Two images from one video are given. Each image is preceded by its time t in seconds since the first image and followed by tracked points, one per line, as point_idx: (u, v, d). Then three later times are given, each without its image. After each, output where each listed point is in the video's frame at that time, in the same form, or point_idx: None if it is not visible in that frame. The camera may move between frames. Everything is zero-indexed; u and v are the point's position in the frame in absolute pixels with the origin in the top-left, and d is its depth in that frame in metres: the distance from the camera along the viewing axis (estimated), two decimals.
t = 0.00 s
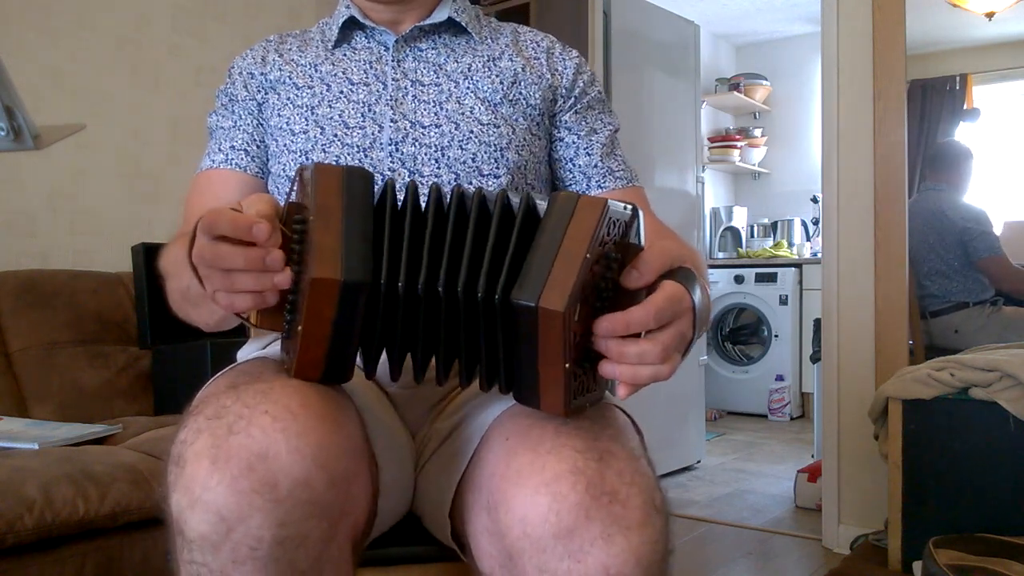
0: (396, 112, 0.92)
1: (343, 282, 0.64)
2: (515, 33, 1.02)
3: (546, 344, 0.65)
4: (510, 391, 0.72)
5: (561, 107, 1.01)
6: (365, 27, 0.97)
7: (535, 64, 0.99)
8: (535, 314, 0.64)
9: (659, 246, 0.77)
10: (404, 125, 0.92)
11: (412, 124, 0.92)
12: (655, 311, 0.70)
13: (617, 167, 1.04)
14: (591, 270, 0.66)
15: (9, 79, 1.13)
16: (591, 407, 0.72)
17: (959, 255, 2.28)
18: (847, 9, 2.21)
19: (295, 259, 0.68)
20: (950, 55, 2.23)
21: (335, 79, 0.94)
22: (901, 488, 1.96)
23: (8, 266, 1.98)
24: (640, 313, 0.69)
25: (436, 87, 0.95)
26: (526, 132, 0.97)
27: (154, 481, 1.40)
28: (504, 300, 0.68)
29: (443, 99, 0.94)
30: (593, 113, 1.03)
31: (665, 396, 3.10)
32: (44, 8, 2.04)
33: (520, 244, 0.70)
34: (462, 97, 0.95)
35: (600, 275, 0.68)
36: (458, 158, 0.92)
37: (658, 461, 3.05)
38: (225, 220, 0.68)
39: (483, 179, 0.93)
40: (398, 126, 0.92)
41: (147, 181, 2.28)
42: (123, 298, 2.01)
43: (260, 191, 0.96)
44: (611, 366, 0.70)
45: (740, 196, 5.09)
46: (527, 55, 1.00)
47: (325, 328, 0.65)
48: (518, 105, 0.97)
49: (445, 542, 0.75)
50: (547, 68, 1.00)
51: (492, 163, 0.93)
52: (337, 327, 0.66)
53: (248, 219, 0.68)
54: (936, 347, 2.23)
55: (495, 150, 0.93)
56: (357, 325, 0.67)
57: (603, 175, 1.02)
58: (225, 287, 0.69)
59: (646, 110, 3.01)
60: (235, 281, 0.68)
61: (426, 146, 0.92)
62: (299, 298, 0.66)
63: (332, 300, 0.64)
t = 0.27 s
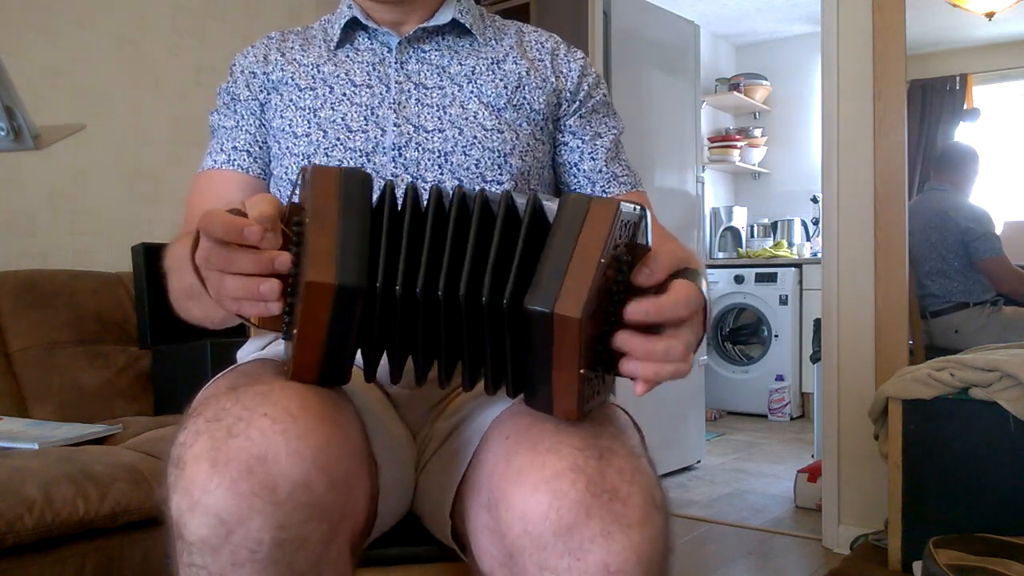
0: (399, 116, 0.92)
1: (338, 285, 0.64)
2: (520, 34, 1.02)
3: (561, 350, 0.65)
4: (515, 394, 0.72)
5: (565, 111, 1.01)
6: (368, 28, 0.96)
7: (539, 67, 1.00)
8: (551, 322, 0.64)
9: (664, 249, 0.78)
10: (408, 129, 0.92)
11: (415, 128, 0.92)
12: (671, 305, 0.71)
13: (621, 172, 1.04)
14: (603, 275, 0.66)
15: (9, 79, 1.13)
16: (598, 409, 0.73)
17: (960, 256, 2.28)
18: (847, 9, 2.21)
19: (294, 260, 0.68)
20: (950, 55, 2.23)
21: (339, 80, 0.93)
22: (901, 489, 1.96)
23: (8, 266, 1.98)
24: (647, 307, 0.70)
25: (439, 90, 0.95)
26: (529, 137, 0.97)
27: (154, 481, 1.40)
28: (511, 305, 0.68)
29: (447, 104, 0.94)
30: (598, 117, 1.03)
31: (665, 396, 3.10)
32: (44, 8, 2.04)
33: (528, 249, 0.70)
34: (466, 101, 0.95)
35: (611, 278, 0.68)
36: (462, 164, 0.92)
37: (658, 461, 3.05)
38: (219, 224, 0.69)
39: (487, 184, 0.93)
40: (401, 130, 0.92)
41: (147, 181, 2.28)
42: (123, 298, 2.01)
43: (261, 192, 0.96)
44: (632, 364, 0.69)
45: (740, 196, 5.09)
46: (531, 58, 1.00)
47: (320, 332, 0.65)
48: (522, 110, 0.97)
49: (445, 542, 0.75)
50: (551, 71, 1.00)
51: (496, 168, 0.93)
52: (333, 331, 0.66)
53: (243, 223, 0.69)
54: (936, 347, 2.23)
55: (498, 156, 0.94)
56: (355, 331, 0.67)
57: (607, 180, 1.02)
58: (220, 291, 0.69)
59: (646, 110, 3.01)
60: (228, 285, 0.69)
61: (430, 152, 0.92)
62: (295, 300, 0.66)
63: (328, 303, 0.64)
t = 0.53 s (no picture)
0: (406, 117, 0.92)
1: (342, 287, 0.64)
2: (526, 35, 1.02)
3: (554, 345, 0.65)
4: (511, 394, 0.72)
5: (571, 115, 1.01)
6: (373, 27, 0.97)
7: (545, 69, 1.00)
8: (542, 316, 0.64)
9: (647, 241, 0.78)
10: (415, 131, 0.92)
11: (422, 130, 0.92)
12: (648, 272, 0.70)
13: (624, 179, 1.05)
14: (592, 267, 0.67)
15: (9, 79, 1.13)
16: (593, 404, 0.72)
17: (960, 256, 2.28)
18: (846, 9, 2.21)
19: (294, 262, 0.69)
20: (950, 55, 2.23)
21: (344, 79, 0.94)
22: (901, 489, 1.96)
23: (8, 266, 1.99)
24: (618, 271, 0.69)
25: (446, 92, 0.95)
26: (536, 141, 0.97)
27: (154, 482, 1.40)
28: (502, 304, 0.68)
29: (454, 106, 0.94)
30: (603, 122, 1.03)
31: (665, 396, 3.10)
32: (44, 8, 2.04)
33: (516, 251, 0.71)
34: (472, 104, 0.95)
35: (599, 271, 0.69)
36: (468, 167, 0.92)
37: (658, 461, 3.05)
38: (216, 231, 0.67)
39: (493, 188, 0.93)
40: (408, 132, 0.92)
41: (147, 181, 2.28)
42: (123, 298, 2.01)
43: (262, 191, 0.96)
44: (621, 336, 0.68)
45: (740, 196, 5.09)
46: (538, 59, 1.00)
47: (323, 335, 0.65)
48: (529, 114, 0.97)
49: (446, 542, 0.75)
50: (558, 74, 1.00)
51: (502, 173, 0.93)
52: (337, 335, 0.66)
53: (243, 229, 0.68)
54: (936, 347, 2.23)
55: (505, 160, 0.94)
56: (357, 335, 0.67)
57: (612, 186, 1.03)
58: (222, 296, 0.70)
59: (646, 110, 3.01)
60: (229, 291, 0.69)
61: (436, 154, 0.92)
62: (298, 302, 0.66)
63: (332, 304, 0.64)
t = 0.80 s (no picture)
0: (405, 115, 0.92)
1: (346, 289, 0.64)
2: (526, 31, 1.02)
3: (538, 344, 0.65)
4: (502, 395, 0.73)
5: (572, 112, 1.02)
6: (373, 22, 0.97)
7: (546, 66, 1.00)
8: (526, 314, 0.64)
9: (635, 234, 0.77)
10: (414, 129, 0.92)
11: (422, 128, 0.92)
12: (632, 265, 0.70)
13: (626, 177, 1.04)
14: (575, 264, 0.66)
15: (9, 79, 1.13)
16: (584, 401, 0.72)
17: (962, 256, 2.28)
18: (846, 9, 2.21)
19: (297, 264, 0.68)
20: (950, 55, 2.23)
21: (343, 76, 0.94)
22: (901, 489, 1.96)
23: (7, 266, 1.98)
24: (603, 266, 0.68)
25: (447, 89, 0.95)
26: (536, 139, 0.97)
27: (155, 482, 1.40)
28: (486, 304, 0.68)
29: (455, 103, 0.94)
30: (604, 119, 1.03)
31: (665, 396, 3.11)
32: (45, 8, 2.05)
33: (501, 247, 0.70)
34: (473, 101, 0.95)
35: (584, 267, 0.69)
36: (468, 166, 0.92)
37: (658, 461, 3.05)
38: (222, 233, 0.67)
39: (493, 187, 0.92)
40: (407, 130, 0.92)
41: (147, 181, 2.28)
42: (123, 298, 2.01)
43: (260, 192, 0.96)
44: (609, 334, 0.68)
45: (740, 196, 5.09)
46: (538, 56, 1.00)
47: (325, 337, 0.65)
48: (529, 112, 0.97)
49: (445, 542, 0.75)
50: (558, 71, 1.00)
51: (502, 171, 0.93)
52: (339, 336, 0.66)
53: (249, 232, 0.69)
54: (936, 347, 2.23)
55: (506, 159, 0.93)
56: (359, 336, 0.67)
57: (613, 184, 1.02)
58: (225, 297, 0.70)
59: (646, 110, 3.01)
60: (232, 292, 0.69)
61: (436, 153, 0.92)
62: (301, 301, 0.66)
63: (335, 305, 0.65)
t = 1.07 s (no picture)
0: (404, 115, 0.92)
1: (341, 288, 0.64)
2: (526, 26, 1.02)
3: (536, 339, 0.65)
4: (500, 393, 0.72)
5: (573, 109, 1.01)
6: (371, 20, 0.97)
7: (546, 63, 0.99)
8: (523, 311, 0.64)
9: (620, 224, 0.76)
10: (414, 130, 0.92)
11: (421, 129, 0.92)
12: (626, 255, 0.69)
13: (627, 174, 1.04)
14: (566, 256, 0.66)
15: (9, 79, 1.13)
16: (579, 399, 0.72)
17: (962, 255, 2.27)
18: (846, 9, 2.21)
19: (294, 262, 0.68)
20: (951, 55, 2.23)
21: (341, 75, 0.93)
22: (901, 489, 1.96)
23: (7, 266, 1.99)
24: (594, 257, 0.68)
25: (446, 89, 0.95)
26: (537, 138, 0.97)
27: (155, 482, 1.40)
28: (478, 302, 0.68)
29: (454, 103, 0.94)
30: (605, 116, 1.03)
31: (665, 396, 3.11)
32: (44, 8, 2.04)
33: (490, 246, 0.70)
34: (472, 101, 0.95)
35: (575, 259, 0.68)
36: (468, 167, 0.92)
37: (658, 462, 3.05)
38: (219, 234, 0.68)
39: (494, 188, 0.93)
40: (406, 131, 0.92)
41: (147, 180, 2.28)
42: (123, 298, 2.01)
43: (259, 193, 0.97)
44: (606, 327, 0.68)
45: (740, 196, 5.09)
46: (538, 52, 1.00)
47: (322, 334, 0.65)
48: (530, 111, 0.97)
49: (445, 541, 0.75)
50: (559, 67, 1.00)
51: (503, 172, 0.93)
52: (336, 335, 0.66)
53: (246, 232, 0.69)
54: (936, 346, 2.23)
55: (506, 160, 0.93)
56: (355, 334, 0.67)
57: (613, 183, 1.03)
58: (221, 297, 0.70)
59: (646, 110, 3.01)
60: (229, 292, 0.69)
61: (436, 154, 0.92)
62: (297, 303, 0.66)
63: (331, 305, 0.64)
